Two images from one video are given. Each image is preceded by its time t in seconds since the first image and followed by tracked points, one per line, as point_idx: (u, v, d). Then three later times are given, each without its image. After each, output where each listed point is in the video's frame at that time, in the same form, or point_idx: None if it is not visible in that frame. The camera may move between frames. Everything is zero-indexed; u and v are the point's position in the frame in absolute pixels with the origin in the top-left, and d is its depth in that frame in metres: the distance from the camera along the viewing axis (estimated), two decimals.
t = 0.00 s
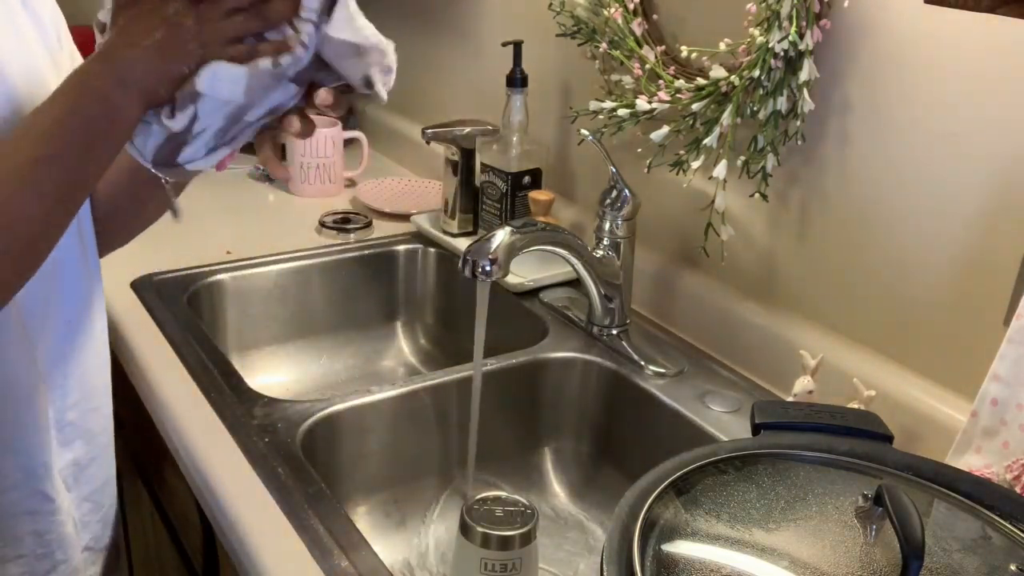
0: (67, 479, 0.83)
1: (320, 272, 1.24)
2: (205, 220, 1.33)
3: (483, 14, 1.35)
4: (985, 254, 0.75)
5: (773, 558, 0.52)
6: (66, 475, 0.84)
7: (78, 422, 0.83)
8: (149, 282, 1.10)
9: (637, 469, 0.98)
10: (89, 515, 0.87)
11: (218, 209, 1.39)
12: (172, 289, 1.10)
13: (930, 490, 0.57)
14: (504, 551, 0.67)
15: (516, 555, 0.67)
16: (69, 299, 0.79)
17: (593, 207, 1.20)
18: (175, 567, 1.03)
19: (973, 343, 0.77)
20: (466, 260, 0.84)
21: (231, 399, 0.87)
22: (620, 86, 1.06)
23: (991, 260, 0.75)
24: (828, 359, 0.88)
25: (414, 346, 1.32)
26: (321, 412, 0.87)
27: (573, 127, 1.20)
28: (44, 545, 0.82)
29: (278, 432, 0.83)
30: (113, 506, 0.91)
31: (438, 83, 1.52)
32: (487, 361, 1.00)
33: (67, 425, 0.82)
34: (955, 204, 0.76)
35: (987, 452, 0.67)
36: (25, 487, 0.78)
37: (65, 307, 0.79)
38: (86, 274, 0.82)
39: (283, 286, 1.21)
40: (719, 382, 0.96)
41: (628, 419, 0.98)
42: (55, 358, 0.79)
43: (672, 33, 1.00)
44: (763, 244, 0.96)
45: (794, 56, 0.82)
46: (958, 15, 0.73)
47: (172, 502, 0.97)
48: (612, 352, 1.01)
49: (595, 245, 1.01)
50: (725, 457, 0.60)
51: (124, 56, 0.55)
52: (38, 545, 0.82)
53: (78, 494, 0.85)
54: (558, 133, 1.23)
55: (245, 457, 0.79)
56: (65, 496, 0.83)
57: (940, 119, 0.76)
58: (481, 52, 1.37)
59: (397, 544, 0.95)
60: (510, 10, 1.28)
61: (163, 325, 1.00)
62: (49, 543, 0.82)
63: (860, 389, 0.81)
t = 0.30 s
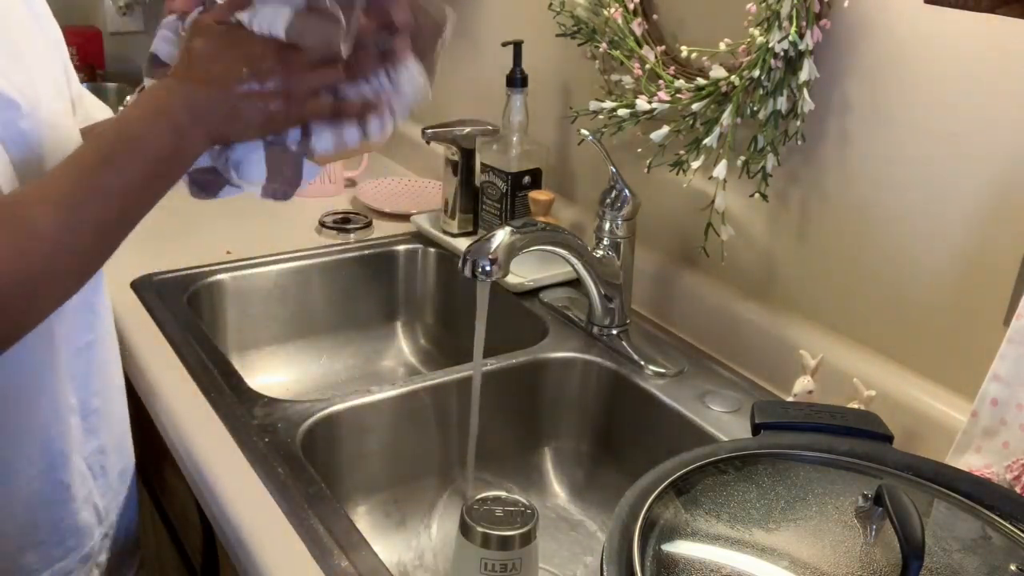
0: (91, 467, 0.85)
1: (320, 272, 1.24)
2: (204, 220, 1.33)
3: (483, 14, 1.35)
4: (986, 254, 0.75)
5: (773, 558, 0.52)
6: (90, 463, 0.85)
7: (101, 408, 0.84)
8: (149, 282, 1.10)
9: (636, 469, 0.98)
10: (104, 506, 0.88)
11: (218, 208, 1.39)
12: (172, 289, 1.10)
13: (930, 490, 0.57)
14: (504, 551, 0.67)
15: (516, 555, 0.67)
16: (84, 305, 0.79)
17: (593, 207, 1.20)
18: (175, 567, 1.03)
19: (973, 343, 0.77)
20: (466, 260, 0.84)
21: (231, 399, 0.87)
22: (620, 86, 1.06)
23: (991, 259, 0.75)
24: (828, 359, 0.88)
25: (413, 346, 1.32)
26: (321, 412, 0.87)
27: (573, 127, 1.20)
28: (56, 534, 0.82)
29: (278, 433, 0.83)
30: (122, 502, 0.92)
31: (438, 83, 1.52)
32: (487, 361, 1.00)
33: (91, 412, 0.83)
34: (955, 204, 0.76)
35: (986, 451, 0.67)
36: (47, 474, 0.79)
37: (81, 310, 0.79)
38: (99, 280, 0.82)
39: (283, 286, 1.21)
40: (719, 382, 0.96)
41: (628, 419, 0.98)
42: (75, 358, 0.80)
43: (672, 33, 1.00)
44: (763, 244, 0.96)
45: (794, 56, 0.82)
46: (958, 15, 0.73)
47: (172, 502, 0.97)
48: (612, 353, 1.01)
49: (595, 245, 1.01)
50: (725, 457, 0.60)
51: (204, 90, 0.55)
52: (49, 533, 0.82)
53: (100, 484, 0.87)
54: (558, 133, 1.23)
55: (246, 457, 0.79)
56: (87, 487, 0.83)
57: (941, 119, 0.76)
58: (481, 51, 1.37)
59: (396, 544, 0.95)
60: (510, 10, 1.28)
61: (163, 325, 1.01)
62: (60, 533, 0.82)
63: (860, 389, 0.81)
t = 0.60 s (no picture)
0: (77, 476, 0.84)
1: (320, 272, 1.24)
2: (204, 220, 1.33)
3: (483, 14, 1.35)
4: (986, 254, 0.75)
5: (773, 558, 0.52)
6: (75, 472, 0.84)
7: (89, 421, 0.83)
8: (149, 282, 1.10)
9: (636, 468, 0.98)
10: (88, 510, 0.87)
11: (218, 208, 1.39)
12: (172, 289, 1.10)
13: (931, 490, 0.57)
14: (504, 551, 0.67)
15: (516, 555, 0.67)
16: (92, 314, 0.80)
17: (593, 207, 1.20)
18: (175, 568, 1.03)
19: (973, 343, 0.77)
20: (466, 260, 0.84)
21: (232, 399, 0.87)
22: (620, 86, 1.06)
23: (992, 260, 0.75)
24: (828, 359, 0.88)
25: (413, 345, 1.32)
26: (321, 412, 0.87)
27: (573, 127, 1.20)
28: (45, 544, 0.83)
29: (279, 433, 0.83)
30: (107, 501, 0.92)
31: (438, 82, 1.52)
32: (487, 361, 1.00)
33: (77, 425, 0.82)
34: (955, 204, 0.76)
35: (986, 451, 0.67)
36: (37, 483, 0.79)
37: (88, 317, 0.80)
38: (105, 297, 0.82)
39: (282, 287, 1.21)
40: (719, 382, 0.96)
41: (628, 419, 0.98)
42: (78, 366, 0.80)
43: (673, 33, 1.00)
44: (763, 244, 0.96)
45: (794, 56, 0.82)
46: (958, 15, 0.73)
47: (172, 502, 0.97)
48: (612, 353, 1.01)
49: (595, 245, 1.01)
50: (725, 457, 0.60)
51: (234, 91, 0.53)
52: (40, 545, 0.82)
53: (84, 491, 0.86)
54: (558, 132, 1.23)
55: (245, 457, 0.79)
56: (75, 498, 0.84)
57: (941, 119, 0.76)
58: (481, 51, 1.37)
59: (397, 544, 0.95)
60: (510, 10, 1.28)
61: (162, 325, 1.01)
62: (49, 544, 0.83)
63: (860, 389, 0.81)
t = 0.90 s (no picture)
0: (88, 478, 0.85)
1: (320, 272, 1.24)
2: (204, 220, 1.33)
3: (483, 14, 1.35)
4: (986, 254, 0.75)
5: (772, 558, 0.52)
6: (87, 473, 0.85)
7: (98, 421, 0.84)
8: (149, 282, 1.10)
9: (637, 468, 0.98)
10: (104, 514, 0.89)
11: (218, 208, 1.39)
12: (172, 289, 1.10)
13: (930, 490, 0.57)
14: (504, 551, 0.67)
15: (516, 555, 0.67)
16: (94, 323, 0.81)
17: (593, 207, 1.20)
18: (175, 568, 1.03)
19: (973, 343, 0.77)
20: (466, 260, 0.84)
21: (232, 399, 0.87)
22: (620, 87, 1.06)
23: (992, 260, 0.75)
24: (829, 359, 0.88)
25: (413, 345, 1.32)
26: (321, 412, 0.87)
27: (573, 127, 1.20)
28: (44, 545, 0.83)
29: (279, 433, 0.83)
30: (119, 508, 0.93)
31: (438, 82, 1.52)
32: (487, 361, 1.00)
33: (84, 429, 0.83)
34: (955, 204, 0.76)
35: (986, 451, 0.67)
36: (26, 481, 0.80)
37: (98, 319, 0.81)
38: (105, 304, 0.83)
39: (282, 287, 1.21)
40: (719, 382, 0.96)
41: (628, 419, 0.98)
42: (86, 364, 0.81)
43: (673, 33, 1.00)
44: (763, 244, 0.96)
45: (794, 56, 0.82)
46: (958, 15, 0.73)
47: (172, 502, 0.97)
48: (612, 353, 1.01)
49: (594, 245, 1.01)
50: (725, 457, 0.60)
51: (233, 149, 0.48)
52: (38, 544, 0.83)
53: (98, 493, 0.87)
54: (558, 132, 1.24)
55: (245, 457, 0.79)
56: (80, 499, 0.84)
57: (941, 120, 0.76)
58: (481, 51, 1.37)
59: (397, 544, 0.95)
60: (509, 10, 1.28)
61: (162, 325, 1.01)
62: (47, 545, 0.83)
63: (860, 389, 0.81)
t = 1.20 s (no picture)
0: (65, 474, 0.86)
1: (320, 273, 1.24)
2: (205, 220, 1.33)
3: (483, 13, 1.35)
4: (985, 253, 0.75)
5: (772, 558, 0.52)
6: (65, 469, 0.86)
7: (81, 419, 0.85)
8: (149, 282, 1.10)
9: (637, 468, 0.98)
10: (86, 510, 0.90)
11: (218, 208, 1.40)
12: (171, 289, 1.10)
13: (930, 490, 0.57)
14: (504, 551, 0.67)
15: (516, 556, 0.67)
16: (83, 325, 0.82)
17: (593, 207, 1.20)
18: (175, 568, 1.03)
19: (973, 342, 0.77)
20: (466, 260, 0.84)
21: (232, 399, 0.87)
22: (620, 87, 1.06)
23: (992, 259, 0.74)
24: (829, 359, 0.88)
25: (413, 346, 1.32)
26: (321, 412, 0.87)
27: (573, 127, 1.20)
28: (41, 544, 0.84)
29: (279, 433, 0.83)
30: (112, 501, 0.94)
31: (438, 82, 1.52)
32: (487, 361, 1.00)
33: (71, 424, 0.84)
34: (955, 204, 0.76)
35: (987, 451, 0.67)
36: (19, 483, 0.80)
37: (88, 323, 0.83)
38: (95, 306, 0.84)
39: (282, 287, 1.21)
40: (719, 382, 0.96)
41: (628, 419, 0.98)
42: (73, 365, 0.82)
43: (673, 33, 1.00)
44: (763, 243, 0.96)
45: (794, 56, 0.82)
46: (958, 15, 0.73)
47: (172, 502, 0.97)
48: (612, 353, 1.01)
49: (594, 245, 1.01)
50: (725, 457, 0.60)
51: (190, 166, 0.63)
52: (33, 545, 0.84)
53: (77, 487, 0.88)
54: (558, 132, 1.24)
55: (245, 457, 0.79)
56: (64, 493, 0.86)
57: (940, 119, 0.76)
58: (481, 51, 1.37)
59: (397, 544, 0.95)
60: (509, 10, 1.28)
61: (162, 325, 1.01)
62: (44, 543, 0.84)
63: (860, 389, 0.81)
